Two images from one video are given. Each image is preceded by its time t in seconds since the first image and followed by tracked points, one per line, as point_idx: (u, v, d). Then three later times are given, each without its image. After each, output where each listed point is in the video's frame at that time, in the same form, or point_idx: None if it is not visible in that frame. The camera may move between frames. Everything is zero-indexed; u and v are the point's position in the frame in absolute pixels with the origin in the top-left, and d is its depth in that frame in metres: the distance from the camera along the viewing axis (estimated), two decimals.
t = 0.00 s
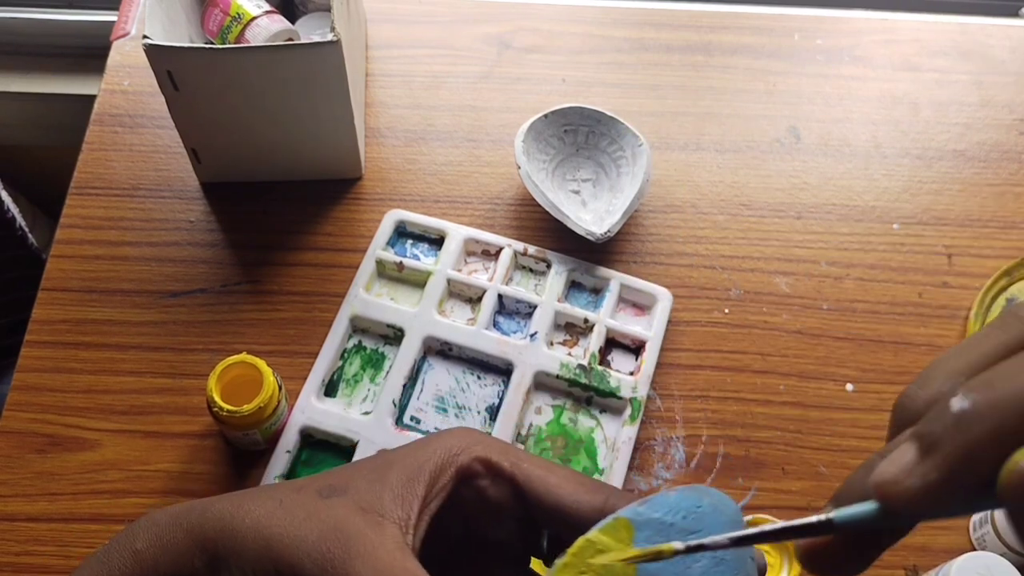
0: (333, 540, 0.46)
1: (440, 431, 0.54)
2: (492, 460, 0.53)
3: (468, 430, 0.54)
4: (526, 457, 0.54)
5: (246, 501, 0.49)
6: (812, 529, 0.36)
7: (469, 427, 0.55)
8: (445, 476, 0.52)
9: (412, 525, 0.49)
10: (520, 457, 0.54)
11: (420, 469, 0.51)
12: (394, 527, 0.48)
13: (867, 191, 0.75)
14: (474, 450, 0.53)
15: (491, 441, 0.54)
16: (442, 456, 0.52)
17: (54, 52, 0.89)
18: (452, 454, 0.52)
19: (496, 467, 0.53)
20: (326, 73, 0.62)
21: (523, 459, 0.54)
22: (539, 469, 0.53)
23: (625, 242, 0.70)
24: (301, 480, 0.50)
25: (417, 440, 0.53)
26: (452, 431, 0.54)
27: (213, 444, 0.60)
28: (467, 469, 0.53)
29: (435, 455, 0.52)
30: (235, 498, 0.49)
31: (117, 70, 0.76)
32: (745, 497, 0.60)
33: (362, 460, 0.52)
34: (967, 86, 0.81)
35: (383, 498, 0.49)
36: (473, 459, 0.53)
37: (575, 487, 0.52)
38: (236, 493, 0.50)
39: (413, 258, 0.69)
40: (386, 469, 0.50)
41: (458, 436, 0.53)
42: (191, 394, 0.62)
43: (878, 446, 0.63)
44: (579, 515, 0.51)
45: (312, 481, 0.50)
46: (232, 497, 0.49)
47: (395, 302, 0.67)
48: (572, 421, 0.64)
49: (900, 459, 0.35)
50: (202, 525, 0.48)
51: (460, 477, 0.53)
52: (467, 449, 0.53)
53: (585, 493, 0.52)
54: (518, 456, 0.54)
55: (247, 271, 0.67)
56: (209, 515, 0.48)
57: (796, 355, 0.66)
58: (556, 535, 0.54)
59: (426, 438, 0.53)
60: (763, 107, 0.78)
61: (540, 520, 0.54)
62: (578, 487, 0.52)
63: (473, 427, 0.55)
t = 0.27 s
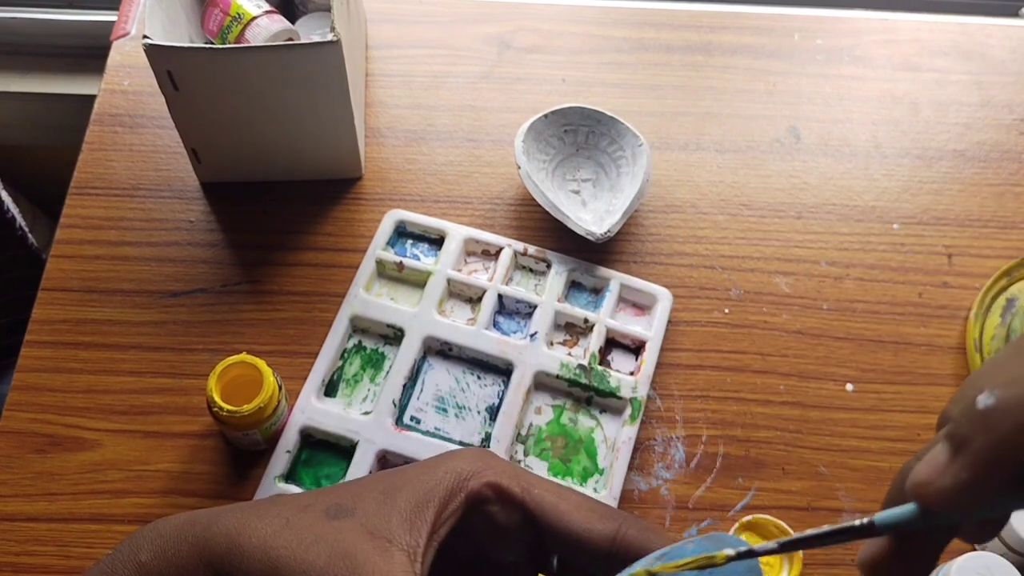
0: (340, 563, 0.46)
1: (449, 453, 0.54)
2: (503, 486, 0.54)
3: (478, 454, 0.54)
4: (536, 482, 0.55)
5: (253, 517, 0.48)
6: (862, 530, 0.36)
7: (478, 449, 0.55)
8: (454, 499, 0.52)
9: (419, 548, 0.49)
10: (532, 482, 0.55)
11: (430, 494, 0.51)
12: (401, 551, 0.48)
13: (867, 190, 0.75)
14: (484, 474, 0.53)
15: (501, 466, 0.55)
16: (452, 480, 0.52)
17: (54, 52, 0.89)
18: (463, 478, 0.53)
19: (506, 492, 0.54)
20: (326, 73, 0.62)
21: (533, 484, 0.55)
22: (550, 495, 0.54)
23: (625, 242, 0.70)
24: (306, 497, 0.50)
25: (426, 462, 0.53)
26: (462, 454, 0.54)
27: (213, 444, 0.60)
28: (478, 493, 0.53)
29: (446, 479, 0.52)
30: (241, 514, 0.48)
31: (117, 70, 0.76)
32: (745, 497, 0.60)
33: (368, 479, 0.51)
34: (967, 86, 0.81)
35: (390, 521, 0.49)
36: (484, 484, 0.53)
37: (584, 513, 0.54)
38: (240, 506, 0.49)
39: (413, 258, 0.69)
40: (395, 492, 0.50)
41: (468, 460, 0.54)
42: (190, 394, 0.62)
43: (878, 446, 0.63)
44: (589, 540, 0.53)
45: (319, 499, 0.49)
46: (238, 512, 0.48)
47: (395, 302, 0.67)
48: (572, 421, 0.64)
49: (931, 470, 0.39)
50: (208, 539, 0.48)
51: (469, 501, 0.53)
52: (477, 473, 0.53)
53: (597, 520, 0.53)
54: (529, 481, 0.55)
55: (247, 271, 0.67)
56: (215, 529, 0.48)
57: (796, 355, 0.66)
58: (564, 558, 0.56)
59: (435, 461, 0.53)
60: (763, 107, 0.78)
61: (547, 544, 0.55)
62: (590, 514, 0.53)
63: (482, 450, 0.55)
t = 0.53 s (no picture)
0: (353, 566, 0.46)
1: (462, 459, 0.54)
2: (516, 493, 0.54)
3: (491, 460, 0.54)
4: (550, 488, 0.55)
5: (266, 521, 0.48)
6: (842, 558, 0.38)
7: (491, 456, 0.55)
8: (467, 506, 0.52)
9: (432, 553, 0.49)
10: (545, 489, 0.54)
11: (444, 500, 0.51)
12: (415, 556, 0.48)
13: (867, 190, 0.75)
14: (498, 481, 0.54)
15: (514, 473, 0.55)
16: (465, 487, 0.52)
17: (53, 52, 0.89)
18: (476, 485, 0.53)
19: (519, 499, 0.54)
20: (326, 73, 0.62)
21: (546, 491, 0.54)
22: (564, 502, 0.54)
23: (625, 242, 0.70)
24: (319, 501, 0.50)
25: (439, 468, 0.53)
26: (475, 460, 0.54)
27: (213, 444, 0.60)
28: (492, 501, 0.53)
29: (459, 485, 0.52)
30: (255, 517, 0.48)
31: (117, 70, 0.76)
32: (745, 497, 0.60)
33: (381, 484, 0.51)
34: (967, 86, 0.81)
35: (404, 526, 0.49)
36: (497, 492, 0.53)
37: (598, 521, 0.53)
38: (252, 509, 0.49)
39: (413, 258, 0.69)
40: (409, 498, 0.50)
41: (482, 467, 0.54)
42: (191, 394, 0.62)
43: (877, 446, 0.63)
44: (602, 547, 0.52)
45: (332, 504, 0.50)
46: (251, 514, 0.49)
47: (396, 302, 0.67)
48: (572, 421, 0.64)
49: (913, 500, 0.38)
50: (220, 542, 0.48)
51: (483, 508, 0.53)
52: (490, 480, 0.53)
53: (610, 527, 0.53)
54: (542, 487, 0.55)
55: (247, 271, 0.67)
56: (227, 532, 0.48)
57: (796, 355, 0.66)
58: (576, 565, 0.55)
59: (448, 467, 0.53)
60: (763, 107, 0.78)
61: (560, 551, 0.55)
62: (604, 520, 0.53)
63: (495, 457, 0.55)
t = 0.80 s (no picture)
0: (350, 566, 0.46)
1: (460, 459, 0.54)
2: (514, 494, 0.53)
3: (490, 461, 0.54)
4: (548, 489, 0.55)
5: (264, 520, 0.48)
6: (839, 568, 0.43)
7: (490, 456, 0.55)
8: (466, 506, 0.52)
9: (430, 553, 0.49)
10: (543, 490, 0.54)
11: (442, 500, 0.51)
12: (412, 556, 0.48)
13: (867, 190, 0.75)
14: (496, 482, 0.53)
15: (513, 474, 0.55)
16: (463, 487, 0.52)
17: (54, 51, 0.89)
18: (474, 485, 0.53)
19: (518, 500, 0.54)
20: (326, 73, 0.62)
21: (545, 492, 0.54)
22: (562, 502, 0.54)
23: (625, 242, 0.70)
24: (317, 500, 0.50)
25: (438, 468, 0.53)
26: (474, 460, 0.54)
27: (213, 444, 0.60)
28: (490, 501, 0.53)
29: (457, 485, 0.52)
30: (253, 515, 0.49)
31: (117, 70, 0.76)
32: (744, 497, 0.60)
33: (379, 484, 0.51)
34: (967, 86, 0.81)
35: (401, 526, 0.49)
36: (495, 492, 0.53)
37: (596, 521, 0.53)
38: (250, 507, 0.49)
39: (413, 258, 0.69)
40: (407, 499, 0.50)
41: (480, 467, 0.54)
42: (191, 394, 0.62)
43: (877, 446, 0.63)
44: (601, 548, 0.52)
45: (330, 503, 0.50)
46: (249, 513, 0.49)
47: (396, 302, 0.67)
48: (572, 421, 0.64)
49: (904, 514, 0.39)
50: (217, 541, 0.48)
51: (481, 508, 0.53)
52: (489, 481, 0.53)
53: (608, 528, 0.53)
54: (540, 488, 0.55)
55: (247, 271, 0.67)
56: (225, 531, 0.48)
57: (796, 355, 0.66)
58: (574, 565, 0.55)
59: (446, 467, 0.53)
60: (763, 107, 0.78)
61: (559, 551, 0.55)
62: (602, 522, 0.53)
63: (494, 457, 0.55)
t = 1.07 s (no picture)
0: (344, 566, 0.46)
1: (456, 460, 0.54)
2: (511, 494, 0.54)
3: (486, 461, 0.54)
4: (545, 489, 0.55)
5: (259, 520, 0.48)
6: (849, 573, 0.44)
7: (486, 456, 0.55)
8: (461, 506, 0.52)
9: (424, 554, 0.49)
10: (540, 490, 0.54)
11: (438, 501, 0.51)
12: (407, 557, 0.48)
13: (867, 190, 0.75)
14: (492, 482, 0.53)
15: (509, 474, 0.55)
16: (459, 487, 0.52)
17: (54, 52, 0.89)
18: (470, 486, 0.53)
19: (514, 500, 0.54)
20: (326, 73, 0.62)
21: (541, 492, 0.54)
22: (559, 502, 0.54)
23: (625, 242, 0.70)
24: (313, 500, 0.50)
25: (434, 468, 0.53)
26: (470, 461, 0.54)
27: (213, 444, 0.60)
28: (486, 501, 0.53)
29: (453, 485, 0.52)
30: (248, 515, 0.48)
31: (117, 70, 0.76)
32: (745, 497, 0.60)
33: (375, 484, 0.51)
34: (967, 86, 0.81)
35: (396, 526, 0.49)
36: (491, 493, 0.53)
37: (592, 521, 0.53)
38: (246, 506, 0.49)
39: (413, 258, 0.69)
40: (402, 499, 0.50)
41: (476, 468, 0.54)
42: (191, 394, 0.62)
43: (878, 446, 0.63)
44: (597, 549, 0.52)
45: (325, 503, 0.50)
46: (245, 513, 0.49)
47: (396, 302, 0.67)
48: (572, 421, 0.64)
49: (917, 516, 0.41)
50: (213, 540, 0.48)
51: (477, 508, 0.53)
52: (485, 481, 0.53)
53: (605, 527, 0.53)
54: (537, 488, 0.55)
55: (247, 271, 0.67)
56: (220, 530, 0.48)
57: (796, 355, 0.66)
58: (572, 566, 0.55)
59: (442, 468, 0.53)
60: (763, 107, 0.78)
61: (556, 552, 0.55)
62: (599, 522, 0.53)
63: (490, 457, 0.55)
